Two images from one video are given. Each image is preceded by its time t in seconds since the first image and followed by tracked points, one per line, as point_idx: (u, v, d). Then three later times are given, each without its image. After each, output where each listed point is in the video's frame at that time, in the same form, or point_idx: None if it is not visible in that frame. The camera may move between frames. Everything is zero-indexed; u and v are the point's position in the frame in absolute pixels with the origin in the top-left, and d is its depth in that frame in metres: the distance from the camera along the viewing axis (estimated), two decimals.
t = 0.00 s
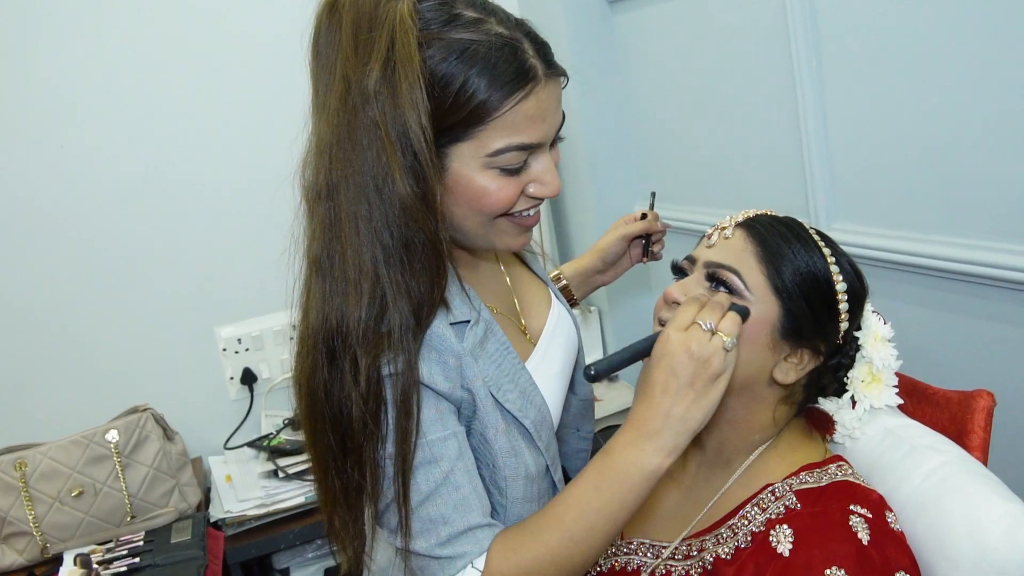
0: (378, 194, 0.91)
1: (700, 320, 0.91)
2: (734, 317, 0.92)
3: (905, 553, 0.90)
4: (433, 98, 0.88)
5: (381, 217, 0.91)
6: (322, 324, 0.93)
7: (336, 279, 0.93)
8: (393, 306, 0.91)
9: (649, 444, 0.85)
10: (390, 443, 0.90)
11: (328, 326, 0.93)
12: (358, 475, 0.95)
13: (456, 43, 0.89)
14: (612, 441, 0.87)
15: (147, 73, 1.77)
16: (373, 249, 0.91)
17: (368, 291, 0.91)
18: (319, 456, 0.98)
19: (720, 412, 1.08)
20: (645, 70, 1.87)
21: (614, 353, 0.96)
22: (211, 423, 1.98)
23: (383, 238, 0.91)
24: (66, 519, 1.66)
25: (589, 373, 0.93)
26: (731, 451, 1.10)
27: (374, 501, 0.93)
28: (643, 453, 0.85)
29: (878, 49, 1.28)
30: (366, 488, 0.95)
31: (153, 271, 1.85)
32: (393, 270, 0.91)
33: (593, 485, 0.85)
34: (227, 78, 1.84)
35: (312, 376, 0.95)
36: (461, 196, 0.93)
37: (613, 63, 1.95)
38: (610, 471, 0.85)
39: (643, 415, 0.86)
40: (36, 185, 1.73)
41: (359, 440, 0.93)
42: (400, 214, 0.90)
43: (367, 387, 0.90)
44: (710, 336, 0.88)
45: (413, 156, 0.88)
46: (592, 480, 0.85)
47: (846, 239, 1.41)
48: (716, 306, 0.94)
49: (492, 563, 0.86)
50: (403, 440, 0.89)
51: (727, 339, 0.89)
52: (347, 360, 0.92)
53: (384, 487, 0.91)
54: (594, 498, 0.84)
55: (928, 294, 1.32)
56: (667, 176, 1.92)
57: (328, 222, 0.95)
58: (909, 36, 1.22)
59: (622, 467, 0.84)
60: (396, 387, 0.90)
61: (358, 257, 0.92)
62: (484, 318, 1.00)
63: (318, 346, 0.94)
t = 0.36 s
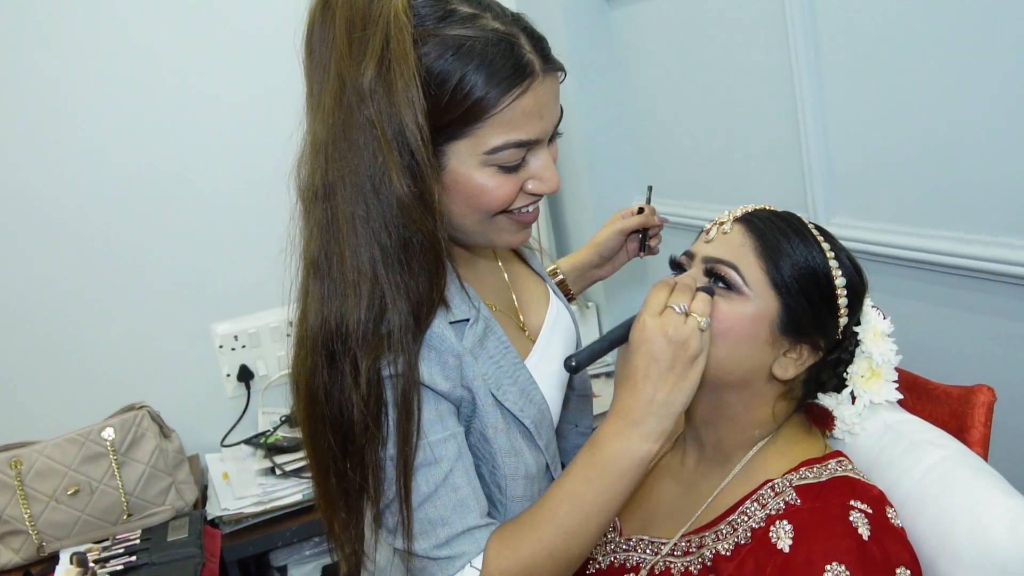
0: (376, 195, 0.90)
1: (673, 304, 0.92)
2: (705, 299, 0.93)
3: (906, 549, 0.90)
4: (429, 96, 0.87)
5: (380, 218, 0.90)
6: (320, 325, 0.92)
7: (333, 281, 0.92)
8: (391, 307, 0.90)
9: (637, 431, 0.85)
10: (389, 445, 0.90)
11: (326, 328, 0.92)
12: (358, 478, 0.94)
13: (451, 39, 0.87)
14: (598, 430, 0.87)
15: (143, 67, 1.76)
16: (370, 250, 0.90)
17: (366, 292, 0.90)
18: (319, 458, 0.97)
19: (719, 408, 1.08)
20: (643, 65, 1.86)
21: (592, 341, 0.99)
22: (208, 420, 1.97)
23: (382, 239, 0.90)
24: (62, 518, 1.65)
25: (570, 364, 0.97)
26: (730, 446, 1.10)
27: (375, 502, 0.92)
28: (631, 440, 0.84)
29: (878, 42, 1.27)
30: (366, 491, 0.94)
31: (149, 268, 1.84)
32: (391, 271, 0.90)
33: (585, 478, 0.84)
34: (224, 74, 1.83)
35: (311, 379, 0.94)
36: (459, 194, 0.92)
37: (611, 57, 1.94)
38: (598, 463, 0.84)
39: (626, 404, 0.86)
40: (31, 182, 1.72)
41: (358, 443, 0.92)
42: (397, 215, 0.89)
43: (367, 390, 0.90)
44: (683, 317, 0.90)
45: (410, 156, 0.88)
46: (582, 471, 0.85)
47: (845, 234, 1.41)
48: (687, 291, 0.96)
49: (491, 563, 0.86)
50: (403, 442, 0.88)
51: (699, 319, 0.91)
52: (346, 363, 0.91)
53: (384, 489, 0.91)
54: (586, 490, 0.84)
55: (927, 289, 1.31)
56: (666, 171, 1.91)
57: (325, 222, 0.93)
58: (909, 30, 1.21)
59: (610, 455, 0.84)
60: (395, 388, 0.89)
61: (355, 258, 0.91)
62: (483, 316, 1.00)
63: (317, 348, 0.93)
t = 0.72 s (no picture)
0: (370, 197, 0.88)
1: (676, 300, 0.93)
2: (709, 295, 0.94)
3: (907, 546, 0.89)
4: (423, 95, 0.86)
5: (375, 220, 0.88)
6: (317, 329, 0.91)
7: (329, 284, 0.91)
8: (389, 309, 0.89)
9: (643, 429, 0.84)
10: (389, 448, 0.89)
11: (323, 331, 0.91)
12: (358, 481, 0.93)
13: (444, 36, 0.86)
14: (603, 429, 0.86)
15: (137, 64, 1.74)
16: (366, 252, 0.89)
17: (362, 295, 0.89)
18: (318, 463, 0.96)
19: (719, 406, 1.08)
20: (640, 61, 1.85)
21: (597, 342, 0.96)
22: (204, 419, 1.96)
23: (378, 241, 0.88)
24: (57, 518, 1.64)
25: (575, 363, 0.94)
26: (730, 444, 1.09)
27: (376, 505, 0.92)
28: (635, 438, 0.84)
29: (876, 37, 1.27)
30: (366, 494, 0.93)
31: (144, 265, 1.83)
32: (388, 274, 0.89)
33: (591, 478, 0.83)
34: (219, 70, 1.81)
35: (308, 383, 0.93)
36: (456, 193, 0.91)
37: (608, 53, 1.94)
38: (604, 463, 0.84)
39: (634, 403, 0.85)
40: (24, 178, 1.70)
41: (357, 447, 0.91)
42: (391, 217, 0.88)
43: (366, 393, 0.89)
44: (688, 313, 0.90)
45: (404, 156, 0.86)
46: (587, 471, 0.84)
47: (844, 229, 1.40)
48: (691, 287, 0.96)
49: (495, 563, 0.85)
50: (404, 445, 0.88)
51: (704, 315, 0.91)
52: (344, 367, 0.90)
53: (386, 491, 0.90)
54: (592, 490, 0.83)
55: (926, 285, 1.31)
56: (663, 168, 1.91)
57: (319, 226, 0.92)
58: (908, 24, 1.21)
59: (616, 454, 0.83)
60: (394, 391, 0.88)
61: (351, 261, 0.89)
62: (480, 315, 0.99)
63: (314, 352, 0.92)
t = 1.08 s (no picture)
0: (356, 193, 0.86)
1: (703, 302, 0.88)
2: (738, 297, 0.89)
3: (900, 539, 0.89)
4: (408, 89, 0.85)
5: (361, 217, 0.86)
6: (305, 326, 0.90)
7: (315, 281, 0.89)
8: (377, 306, 0.87)
9: (660, 431, 0.82)
10: (382, 445, 0.87)
11: (311, 328, 0.89)
12: (352, 479, 0.92)
13: (429, 29, 0.84)
14: (619, 428, 0.85)
15: (123, 55, 1.72)
16: (352, 249, 0.87)
17: (349, 292, 0.87)
18: (310, 463, 0.94)
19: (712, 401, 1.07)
20: (633, 52, 1.84)
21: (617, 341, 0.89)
22: (194, 413, 1.94)
23: (364, 238, 0.87)
24: (45, 513, 1.62)
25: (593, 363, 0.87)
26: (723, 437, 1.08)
27: (371, 502, 0.90)
28: (650, 439, 0.82)
29: (871, 28, 1.25)
30: (360, 493, 0.92)
31: (132, 258, 1.81)
32: (375, 272, 0.87)
33: (602, 478, 0.83)
34: (207, 62, 1.80)
35: (298, 382, 0.92)
36: (444, 187, 0.90)
37: (600, 45, 1.92)
38: (618, 463, 0.83)
39: (653, 404, 0.83)
40: (10, 170, 1.68)
41: (349, 445, 0.90)
42: (377, 213, 0.86)
43: (356, 392, 0.87)
44: (716, 317, 0.86)
45: (389, 151, 0.84)
46: (600, 471, 0.83)
47: (837, 221, 1.39)
48: (718, 286, 0.91)
49: (498, 561, 0.84)
50: (397, 441, 0.86)
51: (733, 320, 0.86)
52: (334, 365, 0.88)
53: (381, 489, 0.89)
54: (604, 491, 0.82)
55: (921, 278, 1.30)
56: (656, 161, 1.90)
57: (304, 223, 0.90)
58: (902, 15, 1.20)
59: (632, 456, 0.82)
60: (384, 387, 0.87)
61: (337, 257, 0.87)
62: (471, 309, 0.98)
63: (303, 350, 0.90)
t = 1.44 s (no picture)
0: (336, 183, 0.84)
1: (726, 297, 0.84)
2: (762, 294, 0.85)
3: (892, 532, 0.89)
4: (389, 77, 0.83)
5: (341, 208, 0.84)
6: (287, 320, 0.88)
7: (296, 273, 0.87)
8: (360, 298, 0.85)
9: (674, 427, 0.81)
10: (368, 438, 0.86)
11: (293, 322, 0.87)
12: (340, 473, 0.90)
13: (411, 14, 0.82)
14: (633, 421, 0.83)
15: (107, 41, 1.70)
16: (333, 240, 0.85)
17: (332, 283, 0.85)
18: (296, 459, 0.93)
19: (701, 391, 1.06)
20: (624, 41, 1.83)
21: (633, 333, 0.85)
22: (181, 403, 1.93)
23: (346, 229, 0.84)
24: (30, 505, 1.60)
25: (608, 354, 0.83)
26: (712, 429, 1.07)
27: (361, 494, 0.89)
28: (665, 436, 0.80)
29: (863, 15, 1.24)
30: (348, 487, 0.90)
31: (117, 247, 1.79)
32: (358, 262, 0.85)
33: (612, 471, 0.81)
34: (193, 49, 1.78)
35: (281, 378, 0.90)
36: (429, 175, 0.88)
37: (591, 33, 1.91)
38: (629, 457, 0.81)
39: (668, 400, 0.81)
40: None
41: (334, 439, 0.88)
42: (359, 202, 0.84)
43: (339, 385, 0.85)
44: (738, 315, 0.82)
45: (371, 139, 0.82)
46: (610, 464, 0.82)
47: (828, 211, 1.38)
48: (741, 280, 0.88)
49: (498, 550, 0.83)
50: (383, 434, 0.85)
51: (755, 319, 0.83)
52: (316, 358, 0.86)
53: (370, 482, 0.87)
54: (613, 485, 0.81)
55: (913, 268, 1.29)
56: (646, 150, 1.88)
57: (284, 215, 0.88)
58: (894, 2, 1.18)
59: (644, 450, 0.81)
60: (368, 380, 0.85)
61: (319, 249, 0.85)
62: (457, 297, 0.96)
63: (285, 344, 0.88)
